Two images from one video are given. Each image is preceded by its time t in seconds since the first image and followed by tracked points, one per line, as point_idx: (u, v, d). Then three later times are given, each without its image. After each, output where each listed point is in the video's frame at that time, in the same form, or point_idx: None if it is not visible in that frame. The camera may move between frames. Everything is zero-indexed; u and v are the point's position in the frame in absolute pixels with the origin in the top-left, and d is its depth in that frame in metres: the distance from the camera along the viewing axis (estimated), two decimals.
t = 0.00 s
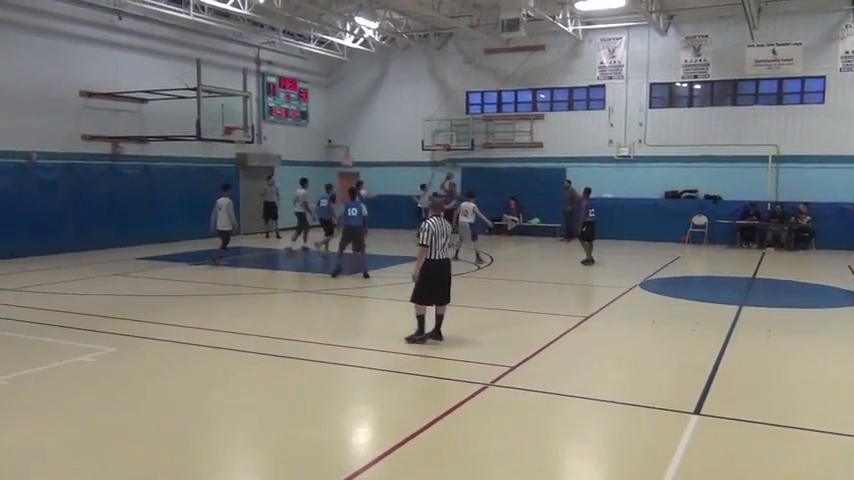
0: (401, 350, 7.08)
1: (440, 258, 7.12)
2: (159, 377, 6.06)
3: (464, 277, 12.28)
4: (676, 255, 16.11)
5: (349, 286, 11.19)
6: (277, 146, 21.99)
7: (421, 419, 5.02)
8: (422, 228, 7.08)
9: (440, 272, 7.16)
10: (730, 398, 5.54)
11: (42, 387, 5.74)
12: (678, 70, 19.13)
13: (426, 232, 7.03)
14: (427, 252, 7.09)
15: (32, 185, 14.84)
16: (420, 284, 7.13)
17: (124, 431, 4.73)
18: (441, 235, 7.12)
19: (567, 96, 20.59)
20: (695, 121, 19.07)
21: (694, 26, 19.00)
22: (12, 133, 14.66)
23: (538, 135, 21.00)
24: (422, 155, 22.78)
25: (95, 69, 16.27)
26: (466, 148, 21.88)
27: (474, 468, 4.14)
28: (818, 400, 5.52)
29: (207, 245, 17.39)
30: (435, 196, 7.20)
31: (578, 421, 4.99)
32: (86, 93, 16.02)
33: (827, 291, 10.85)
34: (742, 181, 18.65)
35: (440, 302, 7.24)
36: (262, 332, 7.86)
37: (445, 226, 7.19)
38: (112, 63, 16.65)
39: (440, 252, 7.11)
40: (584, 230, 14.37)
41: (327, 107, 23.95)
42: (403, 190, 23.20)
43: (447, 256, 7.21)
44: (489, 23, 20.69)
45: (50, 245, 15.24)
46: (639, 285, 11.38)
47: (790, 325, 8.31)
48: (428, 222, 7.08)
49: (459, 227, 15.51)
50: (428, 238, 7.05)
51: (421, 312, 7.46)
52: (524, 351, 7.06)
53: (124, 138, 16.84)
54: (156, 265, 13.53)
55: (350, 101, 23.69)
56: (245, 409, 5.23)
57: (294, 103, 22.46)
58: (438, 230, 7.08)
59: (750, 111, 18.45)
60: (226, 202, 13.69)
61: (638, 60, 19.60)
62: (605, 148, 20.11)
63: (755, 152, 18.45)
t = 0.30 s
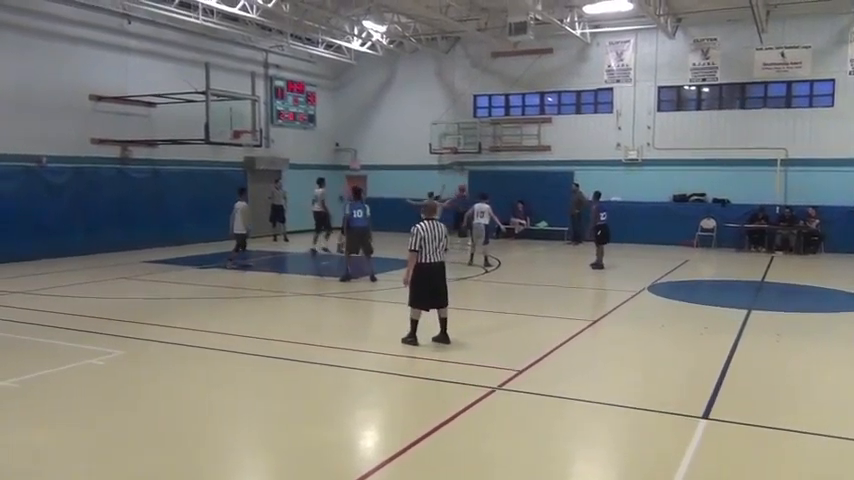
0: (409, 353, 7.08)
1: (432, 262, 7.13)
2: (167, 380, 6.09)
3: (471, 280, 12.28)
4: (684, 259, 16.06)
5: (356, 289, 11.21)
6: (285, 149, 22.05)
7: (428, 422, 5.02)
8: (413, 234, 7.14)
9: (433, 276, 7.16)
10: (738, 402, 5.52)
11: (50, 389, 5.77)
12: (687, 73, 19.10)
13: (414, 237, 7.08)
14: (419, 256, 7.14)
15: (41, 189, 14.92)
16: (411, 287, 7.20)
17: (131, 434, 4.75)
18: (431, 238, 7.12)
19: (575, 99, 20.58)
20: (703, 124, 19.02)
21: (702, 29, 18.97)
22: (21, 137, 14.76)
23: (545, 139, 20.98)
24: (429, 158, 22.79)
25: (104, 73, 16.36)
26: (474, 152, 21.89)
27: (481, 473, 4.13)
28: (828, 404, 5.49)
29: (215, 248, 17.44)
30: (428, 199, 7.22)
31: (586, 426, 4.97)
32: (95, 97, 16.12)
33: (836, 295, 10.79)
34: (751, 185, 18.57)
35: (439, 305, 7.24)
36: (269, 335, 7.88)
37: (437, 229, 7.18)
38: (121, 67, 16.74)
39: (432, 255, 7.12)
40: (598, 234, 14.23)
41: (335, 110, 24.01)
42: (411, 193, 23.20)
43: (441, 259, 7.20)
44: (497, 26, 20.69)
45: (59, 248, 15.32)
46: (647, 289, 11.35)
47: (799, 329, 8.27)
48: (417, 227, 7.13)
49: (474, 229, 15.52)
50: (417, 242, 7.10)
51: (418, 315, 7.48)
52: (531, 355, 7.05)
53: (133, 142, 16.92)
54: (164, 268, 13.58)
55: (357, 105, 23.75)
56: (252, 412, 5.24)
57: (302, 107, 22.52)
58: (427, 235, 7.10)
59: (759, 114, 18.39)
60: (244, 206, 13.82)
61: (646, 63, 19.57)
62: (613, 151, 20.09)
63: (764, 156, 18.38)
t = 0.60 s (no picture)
0: (413, 357, 7.08)
1: (424, 264, 7.12)
2: (172, 383, 6.09)
3: (475, 283, 12.27)
4: (690, 261, 16.01)
5: (361, 292, 11.22)
6: (290, 153, 22.08)
7: (432, 426, 5.01)
8: (406, 237, 7.22)
9: (426, 278, 7.15)
10: (743, 405, 5.50)
11: (56, 393, 5.79)
12: (691, 75, 19.08)
13: (405, 241, 7.16)
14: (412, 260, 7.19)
15: (48, 193, 14.98)
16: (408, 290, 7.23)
17: (137, 437, 4.76)
18: (423, 242, 7.13)
19: (579, 102, 20.57)
20: (708, 127, 18.99)
21: (707, 31, 18.95)
22: (27, 142, 14.82)
23: (550, 141, 20.98)
24: (434, 161, 22.82)
25: (110, 78, 16.42)
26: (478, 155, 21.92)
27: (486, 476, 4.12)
28: (834, 407, 5.47)
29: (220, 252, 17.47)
30: (422, 203, 7.24)
31: (591, 429, 4.97)
32: (101, 101, 16.20)
33: (842, 297, 10.75)
34: (757, 187, 18.53)
35: (436, 308, 7.25)
36: (274, 338, 7.88)
37: (430, 232, 7.17)
38: (128, 71, 16.81)
39: (423, 258, 7.11)
40: (606, 235, 14.21)
41: (340, 114, 24.04)
42: (416, 197, 23.19)
43: (436, 261, 7.16)
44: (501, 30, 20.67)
45: (65, 252, 15.37)
46: (652, 291, 11.32)
47: (805, 331, 8.25)
48: (410, 231, 7.18)
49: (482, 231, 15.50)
50: (408, 246, 7.17)
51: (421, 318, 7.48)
52: (536, 358, 7.04)
53: (139, 146, 16.99)
54: (169, 272, 13.59)
55: (362, 108, 23.78)
56: (258, 416, 5.24)
57: (306, 110, 22.55)
58: (418, 238, 7.12)
59: (764, 116, 18.36)
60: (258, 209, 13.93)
61: (650, 65, 19.56)
62: (618, 154, 20.07)
63: (770, 158, 18.35)
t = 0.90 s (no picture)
0: (417, 359, 7.07)
1: (428, 267, 7.12)
2: (176, 386, 6.10)
3: (479, 285, 12.27)
4: (694, 263, 15.97)
5: (364, 294, 11.22)
6: (294, 155, 22.11)
7: (436, 428, 5.00)
8: (409, 240, 7.22)
9: (430, 281, 7.15)
10: (747, 408, 5.49)
11: (60, 395, 5.80)
12: (695, 77, 19.04)
13: (408, 244, 7.16)
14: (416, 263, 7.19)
15: (53, 197, 15.03)
16: (412, 293, 7.20)
17: (141, 440, 4.77)
18: (426, 245, 7.13)
19: (583, 104, 20.57)
20: (712, 129, 18.96)
21: (710, 33, 18.92)
22: (32, 145, 14.87)
23: (554, 143, 20.99)
24: (438, 164, 22.83)
25: (115, 81, 16.47)
26: (482, 157, 21.90)
27: None
28: (839, 410, 5.45)
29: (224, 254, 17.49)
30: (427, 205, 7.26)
31: (594, 431, 4.97)
32: (106, 104, 16.25)
33: (847, 300, 10.72)
34: (761, 189, 18.49)
35: (440, 310, 7.27)
36: (278, 340, 7.88)
37: (434, 235, 7.17)
38: (132, 74, 16.86)
39: (428, 260, 7.11)
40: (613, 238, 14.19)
41: (344, 117, 24.07)
42: (420, 199, 23.19)
43: (439, 264, 7.16)
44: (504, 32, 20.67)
45: (70, 255, 15.42)
46: (657, 294, 11.30)
47: (809, 334, 8.23)
48: (413, 234, 7.18)
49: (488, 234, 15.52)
50: (412, 249, 7.16)
51: (425, 321, 7.47)
52: (540, 361, 7.02)
53: (143, 148, 17.03)
54: (174, 274, 13.61)
55: (366, 111, 23.80)
56: (262, 418, 5.24)
57: (310, 112, 22.58)
58: (421, 241, 7.13)
59: (769, 118, 18.32)
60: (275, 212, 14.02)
61: (654, 68, 19.53)
62: (622, 156, 20.05)
63: (774, 160, 18.31)
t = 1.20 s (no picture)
0: (419, 360, 7.07)
1: (431, 269, 7.14)
2: (176, 386, 6.10)
3: (481, 287, 12.26)
4: (696, 266, 15.96)
5: (366, 296, 11.23)
6: (296, 157, 22.13)
7: (437, 430, 5.00)
8: (414, 242, 7.22)
9: (434, 284, 7.16)
10: (750, 411, 5.47)
11: (62, 395, 5.80)
12: (697, 80, 19.03)
13: (413, 245, 7.17)
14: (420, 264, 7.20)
15: (55, 197, 15.05)
16: (415, 295, 7.20)
17: (143, 440, 4.77)
18: (430, 247, 7.12)
19: (585, 106, 20.57)
20: (714, 131, 18.95)
21: (713, 36, 18.91)
22: (35, 146, 14.91)
23: (555, 145, 20.99)
24: (439, 165, 22.83)
25: (117, 82, 16.49)
26: (484, 158, 21.89)
27: None
28: (841, 413, 5.43)
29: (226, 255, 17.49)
30: (432, 207, 7.22)
31: (595, 433, 4.96)
32: (108, 105, 16.27)
33: (848, 303, 10.70)
34: (762, 192, 18.49)
35: (445, 313, 7.28)
36: (279, 341, 7.89)
37: (438, 237, 7.15)
38: (134, 75, 16.88)
39: (430, 261, 7.12)
40: (616, 241, 14.14)
41: (345, 118, 24.08)
42: (422, 201, 23.20)
43: (443, 267, 7.16)
44: (507, 34, 20.67)
45: (72, 256, 15.43)
46: (658, 296, 11.29)
47: (811, 337, 8.21)
48: (418, 235, 7.18)
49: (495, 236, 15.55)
50: (417, 251, 7.17)
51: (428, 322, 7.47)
52: (541, 363, 7.01)
53: (145, 149, 17.05)
54: (175, 275, 13.62)
55: (368, 112, 23.82)
56: (262, 420, 5.23)
57: (313, 114, 22.61)
58: (425, 243, 7.12)
59: (771, 121, 18.31)
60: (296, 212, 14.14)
61: (656, 70, 19.53)
62: (624, 159, 20.05)
63: (777, 163, 18.30)
